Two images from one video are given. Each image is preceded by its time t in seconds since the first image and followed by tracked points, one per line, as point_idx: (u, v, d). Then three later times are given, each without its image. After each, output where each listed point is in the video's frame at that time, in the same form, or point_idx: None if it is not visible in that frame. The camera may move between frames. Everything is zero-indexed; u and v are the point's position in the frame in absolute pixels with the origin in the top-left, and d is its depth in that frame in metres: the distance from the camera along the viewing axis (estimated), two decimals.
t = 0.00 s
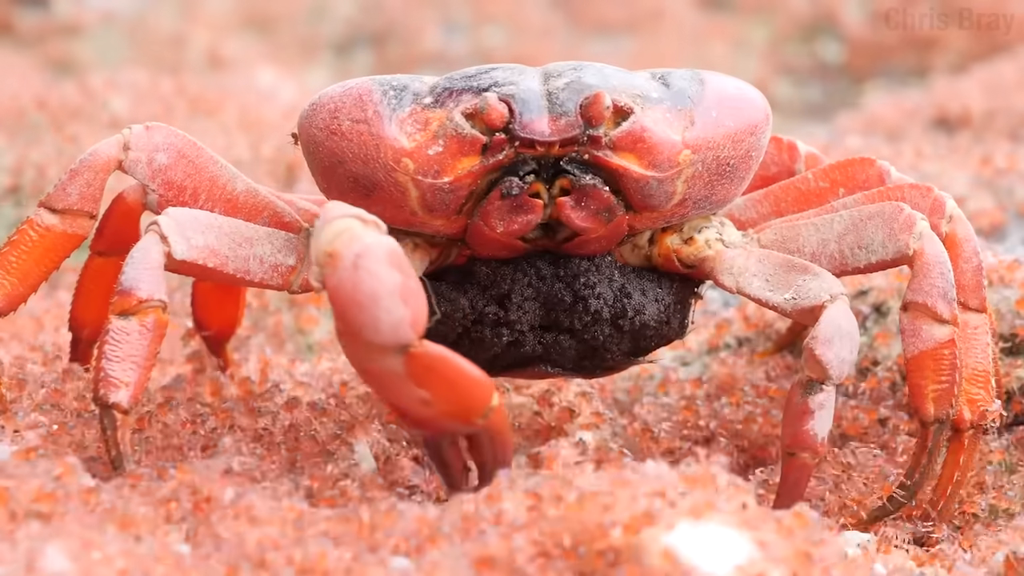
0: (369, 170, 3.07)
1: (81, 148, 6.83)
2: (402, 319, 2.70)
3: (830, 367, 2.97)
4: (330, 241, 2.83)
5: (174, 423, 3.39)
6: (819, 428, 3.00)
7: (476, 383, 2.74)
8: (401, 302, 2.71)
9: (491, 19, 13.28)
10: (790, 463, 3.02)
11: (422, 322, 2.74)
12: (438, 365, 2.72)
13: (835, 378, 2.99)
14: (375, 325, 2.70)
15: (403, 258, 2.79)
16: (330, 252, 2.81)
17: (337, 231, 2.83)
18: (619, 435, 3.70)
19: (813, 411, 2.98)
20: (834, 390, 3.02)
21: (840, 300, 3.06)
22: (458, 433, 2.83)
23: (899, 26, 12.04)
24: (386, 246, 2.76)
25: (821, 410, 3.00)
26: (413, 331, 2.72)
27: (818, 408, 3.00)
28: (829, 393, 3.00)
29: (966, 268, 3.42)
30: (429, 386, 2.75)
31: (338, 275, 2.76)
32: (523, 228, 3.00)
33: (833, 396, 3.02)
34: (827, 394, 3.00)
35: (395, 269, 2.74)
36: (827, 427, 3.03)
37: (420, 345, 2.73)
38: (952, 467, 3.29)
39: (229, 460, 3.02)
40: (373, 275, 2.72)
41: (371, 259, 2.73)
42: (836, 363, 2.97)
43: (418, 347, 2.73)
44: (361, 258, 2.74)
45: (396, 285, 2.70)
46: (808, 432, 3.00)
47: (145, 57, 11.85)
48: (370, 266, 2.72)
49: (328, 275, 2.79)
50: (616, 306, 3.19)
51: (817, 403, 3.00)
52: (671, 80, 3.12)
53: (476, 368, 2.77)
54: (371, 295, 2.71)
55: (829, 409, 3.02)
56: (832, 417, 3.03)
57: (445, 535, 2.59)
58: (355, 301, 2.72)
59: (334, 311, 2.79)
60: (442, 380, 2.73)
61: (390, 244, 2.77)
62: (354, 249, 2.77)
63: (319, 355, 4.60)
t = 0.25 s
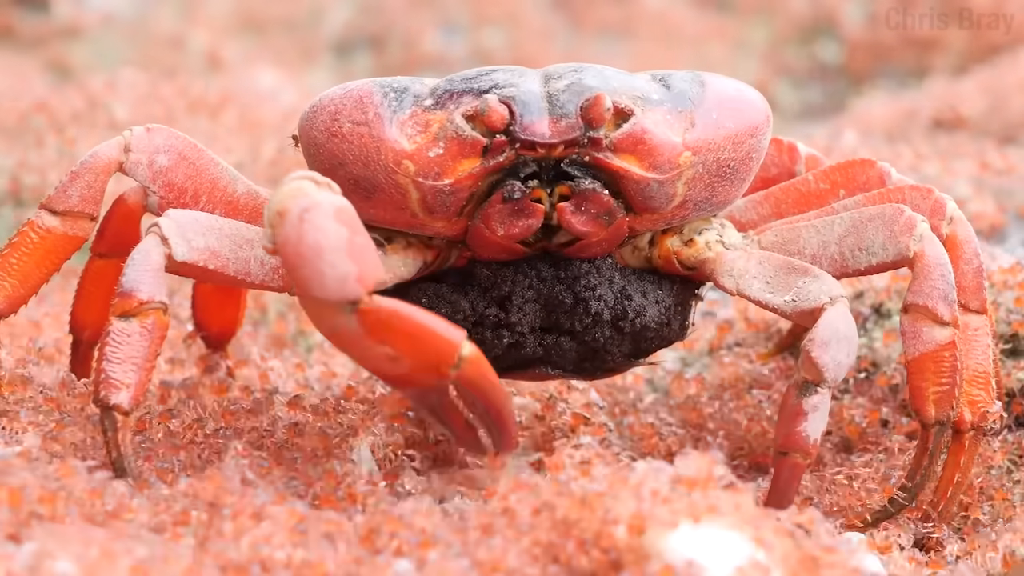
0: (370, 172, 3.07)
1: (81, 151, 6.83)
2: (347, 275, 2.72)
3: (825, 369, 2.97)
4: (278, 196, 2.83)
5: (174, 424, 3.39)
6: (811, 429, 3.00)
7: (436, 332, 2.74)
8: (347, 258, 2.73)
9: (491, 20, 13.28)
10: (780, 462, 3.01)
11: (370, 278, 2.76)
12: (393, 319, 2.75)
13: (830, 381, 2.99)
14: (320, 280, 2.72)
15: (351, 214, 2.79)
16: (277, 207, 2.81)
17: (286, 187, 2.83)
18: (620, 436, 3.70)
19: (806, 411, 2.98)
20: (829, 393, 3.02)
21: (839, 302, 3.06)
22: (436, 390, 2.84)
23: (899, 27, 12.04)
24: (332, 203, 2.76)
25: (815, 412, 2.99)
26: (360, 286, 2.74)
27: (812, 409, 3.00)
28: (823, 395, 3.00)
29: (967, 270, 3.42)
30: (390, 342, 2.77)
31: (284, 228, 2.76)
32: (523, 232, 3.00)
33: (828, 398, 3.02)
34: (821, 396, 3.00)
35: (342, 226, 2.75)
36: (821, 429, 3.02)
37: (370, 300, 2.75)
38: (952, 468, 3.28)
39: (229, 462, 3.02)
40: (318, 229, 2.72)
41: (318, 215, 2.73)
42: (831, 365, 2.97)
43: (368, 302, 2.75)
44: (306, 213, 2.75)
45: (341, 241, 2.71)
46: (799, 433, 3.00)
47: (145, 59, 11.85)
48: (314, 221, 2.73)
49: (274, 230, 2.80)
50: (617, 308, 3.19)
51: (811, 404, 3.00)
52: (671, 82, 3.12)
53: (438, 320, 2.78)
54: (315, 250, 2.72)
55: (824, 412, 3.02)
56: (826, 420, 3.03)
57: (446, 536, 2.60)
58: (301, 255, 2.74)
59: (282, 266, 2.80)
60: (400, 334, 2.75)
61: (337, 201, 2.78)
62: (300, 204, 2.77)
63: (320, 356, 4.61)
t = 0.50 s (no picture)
0: (372, 173, 3.08)
1: (83, 154, 6.84)
2: (304, 222, 2.72)
3: (831, 368, 2.97)
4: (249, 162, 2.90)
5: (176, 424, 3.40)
6: (820, 429, 3.00)
7: (402, 266, 2.66)
8: (306, 207, 2.74)
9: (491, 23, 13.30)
10: (791, 464, 3.02)
11: (330, 229, 2.74)
12: (358, 261, 2.69)
13: (837, 379, 2.99)
14: (278, 228, 2.73)
15: (315, 170, 2.82)
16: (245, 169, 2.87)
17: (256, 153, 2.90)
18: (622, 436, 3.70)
19: (814, 412, 2.99)
20: (836, 392, 3.02)
21: (840, 301, 3.07)
22: (428, 325, 2.72)
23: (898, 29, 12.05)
24: (295, 158, 2.80)
25: (823, 412, 3.00)
26: (318, 235, 2.72)
27: (820, 409, 3.00)
28: (830, 394, 3.00)
29: (968, 269, 3.42)
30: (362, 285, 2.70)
31: (248, 186, 2.81)
32: (525, 232, 3.00)
33: (835, 397, 3.03)
34: (828, 396, 3.00)
35: (302, 178, 2.77)
36: (830, 428, 3.02)
37: (333, 246, 2.72)
38: (954, 468, 3.28)
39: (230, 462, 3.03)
40: (277, 181, 2.76)
41: (278, 167, 2.78)
42: (838, 364, 2.98)
43: (329, 249, 2.71)
44: (269, 168, 2.79)
45: (299, 190, 2.73)
46: (807, 433, 3.00)
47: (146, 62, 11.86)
48: (274, 173, 2.77)
49: (241, 190, 2.85)
50: (618, 307, 3.20)
51: (818, 404, 3.00)
52: (672, 82, 3.13)
53: (407, 252, 2.68)
54: (274, 200, 2.75)
55: (831, 411, 3.02)
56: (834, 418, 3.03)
57: (447, 536, 2.60)
58: (262, 208, 2.77)
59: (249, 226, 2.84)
60: (368, 274, 2.68)
61: (301, 158, 2.82)
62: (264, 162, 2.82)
63: (321, 357, 4.61)
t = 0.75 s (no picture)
0: (374, 172, 3.09)
1: (85, 153, 6.84)
2: (304, 196, 2.84)
3: (827, 368, 2.98)
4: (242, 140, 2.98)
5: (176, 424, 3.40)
6: (812, 428, 3.01)
7: (400, 219, 2.81)
8: (304, 181, 2.86)
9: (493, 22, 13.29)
10: (781, 460, 3.04)
11: (328, 200, 2.88)
12: (360, 227, 2.84)
13: (832, 378, 3.00)
14: (278, 202, 2.85)
15: (309, 145, 2.92)
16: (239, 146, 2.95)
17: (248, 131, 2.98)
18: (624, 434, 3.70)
19: (807, 410, 3.00)
20: (831, 391, 3.03)
21: (842, 300, 3.07)
22: (441, 263, 2.90)
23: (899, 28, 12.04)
24: (290, 135, 2.89)
25: (816, 410, 3.01)
26: (318, 206, 2.86)
27: (814, 408, 3.01)
28: (825, 393, 3.02)
29: (970, 268, 3.42)
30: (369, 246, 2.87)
31: (244, 162, 2.90)
32: (525, 234, 2.98)
33: (830, 397, 3.04)
34: (823, 394, 3.02)
35: (298, 153, 2.88)
36: (823, 427, 3.04)
37: (333, 216, 2.87)
38: (956, 467, 3.30)
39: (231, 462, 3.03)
40: (275, 157, 2.86)
41: (274, 145, 2.87)
42: (834, 363, 2.99)
43: (330, 219, 2.87)
44: (264, 145, 2.88)
45: (298, 165, 2.85)
46: (800, 431, 3.01)
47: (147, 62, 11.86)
48: (272, 149, 2.86)
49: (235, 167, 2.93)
50: (621, 307, 3.20)
51: (812, 403, 3.01)
52: (674, 81, 3.12)
53: (404, 205, 2.84)
54: (272, 175, 2.85)
55: (825, 410, 3.03)
56: (828, 418, 3.05)
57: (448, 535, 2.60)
58: (260, 182, 2.87)
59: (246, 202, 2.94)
60: (372, 237, 2.85)
61: (295, 134, 2.91)
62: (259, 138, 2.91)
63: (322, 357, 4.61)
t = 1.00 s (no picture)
0: (376, 171, 3.09)
1: (87, 152, 6.84)
2: (312, 197, 2.84)
3: (823, 363, 2.98)
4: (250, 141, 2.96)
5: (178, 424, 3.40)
6: (801, 422, 3.00)
7: (407, 209, 2.85)
8: (313, 181, 2.85)
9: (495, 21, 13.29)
10: (766, 450, 3.02)
11: (337, 200, 2.89)
12: (368, 223, 2.87)
13: (827, 374, 3.00)
14: (287, 204, 2.85)
15: (317, 145, 2.91)
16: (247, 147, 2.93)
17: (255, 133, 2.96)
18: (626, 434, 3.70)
19: (799, 402, 2.99)
20: (824, 387, 3.03)
21: (841, 296, 3.06)
22: (453, 250, 2.94)
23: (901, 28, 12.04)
24: (297, 136, 2.87)
25: (808, 404, 3.00)
26: (327, 206, 2.87)
27: (806, 401, 3.00)
28: (819, 388, 3.01)
29: (972, 268, 3.41)
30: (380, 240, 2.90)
31: (252, 164, 2.88)
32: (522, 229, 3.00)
33: (823, 392, 3.03)
34: (817, 389, 3.01)
35: (306, 153, 2.87)
36: (811, 422, 3.03)
37: (342, 214, 2.89)
38: (958, 466, 3.30)
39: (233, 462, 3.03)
40: (283, 158, 2.84)
41: (283, 146, 2.85)
42: (830, 359, 2.99)
43: (340, 216, 2.89)
44: (272, 147, 2.86)
45: (306, 166, 2.84)
46: (790, 423, 3.00)
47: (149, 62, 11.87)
48: (280, 151, 2.84)
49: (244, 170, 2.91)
50: (622, 307, 3.20)
51: (806, 396, 3.00)
52: (676, 81, 3.13)
53: (408, 196, 2.87)
54: (280, 177, 2.84)
55: (817, 405, 3.02)
56: (818, 413, 3.04)
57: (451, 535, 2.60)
58: (268, 185, 2.85)
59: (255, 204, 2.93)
60: (381, 230, 2.88)
61: (303, 135, 2.89)
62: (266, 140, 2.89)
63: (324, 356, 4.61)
